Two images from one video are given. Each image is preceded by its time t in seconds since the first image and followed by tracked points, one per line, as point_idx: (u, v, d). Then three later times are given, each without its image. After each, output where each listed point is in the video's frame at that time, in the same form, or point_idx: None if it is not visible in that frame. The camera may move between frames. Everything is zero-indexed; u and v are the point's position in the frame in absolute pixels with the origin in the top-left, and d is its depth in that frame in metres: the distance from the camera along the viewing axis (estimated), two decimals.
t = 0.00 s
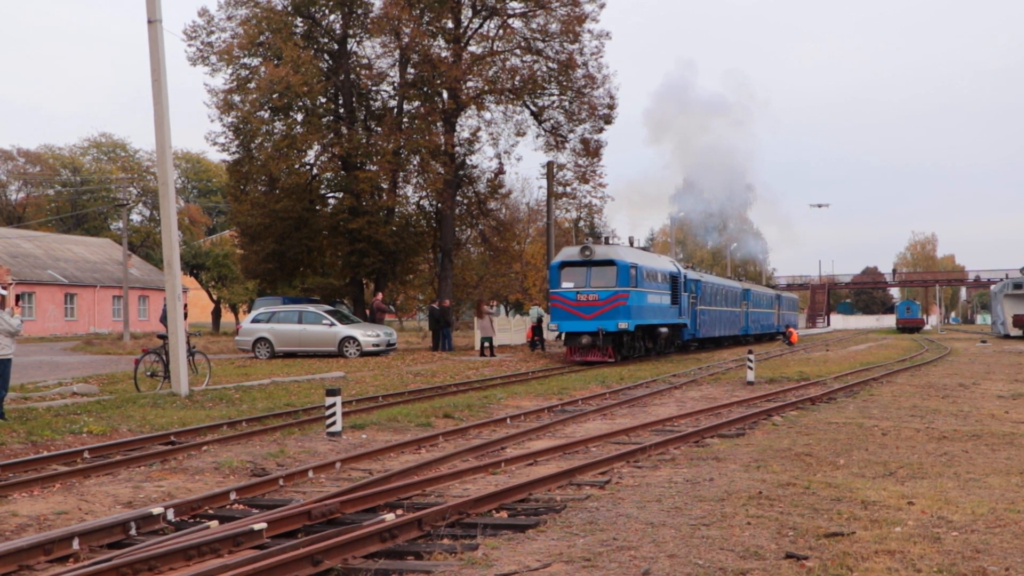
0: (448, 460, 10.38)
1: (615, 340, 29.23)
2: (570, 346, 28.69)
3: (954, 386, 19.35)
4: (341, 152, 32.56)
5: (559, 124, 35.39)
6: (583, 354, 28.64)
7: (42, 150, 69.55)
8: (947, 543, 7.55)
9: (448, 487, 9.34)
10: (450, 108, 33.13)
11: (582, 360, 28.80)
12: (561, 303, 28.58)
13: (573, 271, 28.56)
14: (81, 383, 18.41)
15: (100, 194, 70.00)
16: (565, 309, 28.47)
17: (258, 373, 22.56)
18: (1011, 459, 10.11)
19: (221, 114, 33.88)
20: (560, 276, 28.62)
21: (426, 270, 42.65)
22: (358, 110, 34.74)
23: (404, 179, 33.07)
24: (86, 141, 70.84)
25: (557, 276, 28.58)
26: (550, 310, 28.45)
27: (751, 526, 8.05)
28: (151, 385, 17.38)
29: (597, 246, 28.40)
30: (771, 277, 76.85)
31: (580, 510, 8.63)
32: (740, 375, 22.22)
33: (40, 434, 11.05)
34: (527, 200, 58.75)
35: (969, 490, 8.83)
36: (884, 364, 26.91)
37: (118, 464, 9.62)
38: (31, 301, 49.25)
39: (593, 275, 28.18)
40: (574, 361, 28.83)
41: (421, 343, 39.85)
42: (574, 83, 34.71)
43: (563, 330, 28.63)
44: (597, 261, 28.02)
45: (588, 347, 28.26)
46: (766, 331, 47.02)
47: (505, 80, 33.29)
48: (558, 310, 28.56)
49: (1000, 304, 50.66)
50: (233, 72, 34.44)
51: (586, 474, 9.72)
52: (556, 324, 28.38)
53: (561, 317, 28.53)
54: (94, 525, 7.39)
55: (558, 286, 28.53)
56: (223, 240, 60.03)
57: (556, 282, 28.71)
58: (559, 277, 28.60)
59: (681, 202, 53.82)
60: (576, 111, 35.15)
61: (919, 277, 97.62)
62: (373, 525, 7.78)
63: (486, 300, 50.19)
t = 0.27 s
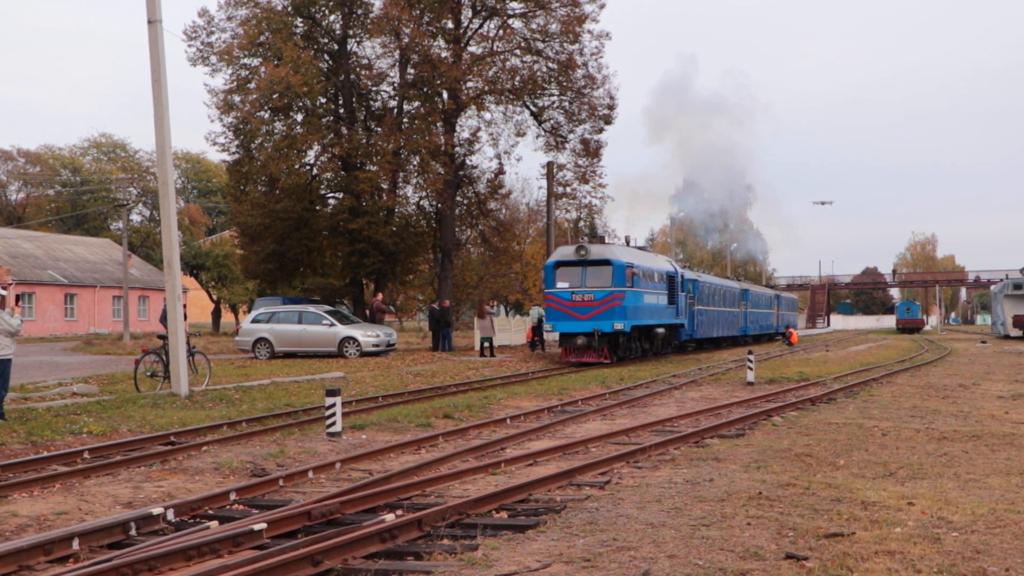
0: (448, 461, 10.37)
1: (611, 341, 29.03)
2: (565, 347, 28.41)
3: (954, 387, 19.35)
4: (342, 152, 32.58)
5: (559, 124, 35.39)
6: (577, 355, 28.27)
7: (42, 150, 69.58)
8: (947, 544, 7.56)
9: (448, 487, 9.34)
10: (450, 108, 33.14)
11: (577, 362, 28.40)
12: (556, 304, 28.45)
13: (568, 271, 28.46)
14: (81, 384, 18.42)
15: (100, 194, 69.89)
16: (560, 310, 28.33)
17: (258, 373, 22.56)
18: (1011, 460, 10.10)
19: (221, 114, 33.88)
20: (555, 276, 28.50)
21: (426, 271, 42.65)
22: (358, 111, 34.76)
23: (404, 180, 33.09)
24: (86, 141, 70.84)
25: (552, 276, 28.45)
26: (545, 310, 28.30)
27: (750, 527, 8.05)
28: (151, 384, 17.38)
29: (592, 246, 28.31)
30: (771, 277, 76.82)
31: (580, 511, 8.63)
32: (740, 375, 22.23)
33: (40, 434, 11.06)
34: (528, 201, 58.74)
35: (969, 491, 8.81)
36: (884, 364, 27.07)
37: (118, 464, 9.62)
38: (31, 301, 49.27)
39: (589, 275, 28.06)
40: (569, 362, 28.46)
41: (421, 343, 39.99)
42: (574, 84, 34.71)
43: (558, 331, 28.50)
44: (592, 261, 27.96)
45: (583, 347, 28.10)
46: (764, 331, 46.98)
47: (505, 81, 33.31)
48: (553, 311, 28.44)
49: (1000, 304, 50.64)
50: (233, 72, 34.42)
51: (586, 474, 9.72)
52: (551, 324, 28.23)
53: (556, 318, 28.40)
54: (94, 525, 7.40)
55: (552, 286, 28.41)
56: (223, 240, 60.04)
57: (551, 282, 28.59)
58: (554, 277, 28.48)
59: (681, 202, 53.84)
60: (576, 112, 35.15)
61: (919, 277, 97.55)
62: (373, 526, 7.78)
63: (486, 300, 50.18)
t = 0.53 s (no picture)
0: (448, 461, 10.36)
1: (608, 342, 28.83)
2: (562, 347, 28.28)
3: (955, 387, 19.35)
4: (342, 152, 32.61)
5: (559, 125, 35.41)
6: (573, 357, 28.14)
7: (42, 150, 69.58)
8: (948, 544, 7.59)
9: (449, 487, 9.34)
10: (451, 109, 33.15)
11: (574, 363, 28.26)
12: (552, 304, 28.12)
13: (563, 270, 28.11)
14: (82, 384, 18.42)
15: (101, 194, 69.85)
16: (555, 310, 28.02)
17: (258, 373, 22.57)
18: (1011, 460, 10.09)
19: (221, 115, 33.88)
20: (550, 276, 28.16)
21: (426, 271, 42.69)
22: (358, 111, 34.77)
23: (404, 180, 33.07)
24: (86, 141, 70.82)
25: (547, 276, 28.08)
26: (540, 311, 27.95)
27: (751, 527, 8.06)
28: (151, 385, 17.38)
29: (587, 245, 27.96)
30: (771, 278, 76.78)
31: (580, 511, 8.62)
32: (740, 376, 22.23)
33: (40, 434, 11.06)
34: (529, 201, 58.71)
35: (970, 491, 8.80)
36: (885, 364, 27.18)
37: (118, 464, 9.60)
38: (32, 302, 49.30)
39: (584, 274, 27.72)
40: (564, 364, 28.37)
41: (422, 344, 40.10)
42: (575, 84, 34.71)
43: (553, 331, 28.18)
44: (588, 260, 27.61)
45: (579, 349, 27.89)
46: (763, 332, 46.93)
47: (505, 81, 33.32)
48: (549, 311, 28.11)
49: (1000, 305, 50.61)
50: (234, 73, 34.40)
51: (586, 475, 9.71)
52: (546, 325, 27.89)
53: (551, 318, 28.08)
54: (94, 526, 7.42)
55: (548, 286, 28.07)
56: (224, 239, 60.06)
57: (546, 282, 28.27)
58: (549, 277, 28.13)
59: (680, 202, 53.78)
60: (577, 112, 35.16)
61: (919, 278, 97.53)
62: (373, 526, 7.78)
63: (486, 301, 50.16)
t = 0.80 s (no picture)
0: (449, 461, 10.35)
1: (604, 343, 28.48)
2: (557, 348, 27.89)
3: (955, 387, 19.34)
4: (342, 152, 32.64)
5: (560, 125, 35.42)
6: (568, 358, 27.73)
7: (42, 150, 69.63)
8: (949, 545, 7.61)
9: (449, 487, 9.33)
10: (451, 109, 33.14)
11: (569, 364, 27.92)
12: (547, 304, 27.63)
13: (559, 270, 27.61)
14: (82, 384, 18.40)
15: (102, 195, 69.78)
16: (551, 311, 27.51)
17: (258, 373, 22.59)
18: (1012, 460, 10.08)
19: (222, 115, 33.88)
20: (546, 276, 27.63)
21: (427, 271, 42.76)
22: (358, 111, 34.81)
23: (405, 181, 33.02)
24: (86, 141, 70.81)
25: (542, 275, 27.59)
26: (536, 311, 27.45)
27: (751, 528, 8.07)
28: (151, 385, 17.37)
29: (584, 245, 27.49)
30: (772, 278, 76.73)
31: (581, 511, 8.62)
32: (740, 376, 22.19)
33: (41, 434, 11.06)
34: (529, 202, 58.69)
35: (970, 491, 8.79)
36: (886, 364, 27.11)
37: (119, 464, 9.59)
38: (33, 302, 49.32)
39: (581, 274, 27.25)
40: (560, 364, 27.97)
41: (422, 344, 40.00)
42: (575, 84, 34.72)
43: (549, 332, 27.69)
44: (585, 260, 27.11)
45: (575, 350, 27.47)
46: (762, 332, 46.87)
47: (506, 81, 33.29)
48: (544, 312, 27.60)
49: (1000, 305, 50.52)
50: (235, 73, 34.40)
51: (587, 475, 9.70)
52: (542, 325, 27.39)
53: (547, 319, 27.59)
54: (95, 526, 7.43)
55: (543, 286, 27.58)
56: (224, 239, 60.10)
57: (542, 281, 27.79)
58: (544, 277, 27.60)
59: (680, 202, 53.56)
60: (577, 112, 35.17)
61: (920, 278, 97.49)
62: (374, 527, 7.80)
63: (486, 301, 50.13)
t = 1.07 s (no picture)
0: (449, 462, 10.35)
1: (600, 344, 28.01)
2: (552, 349, 27.49)
3: (955, 388, 19.30)
4: (343, 153, 32.69)
5: (560, 125, 35.42)
6: (564, 359, 27.35)
7: (43, 151, 69.80)
8: (949, 545, 7.62)
9: (449, 488, 9.33)
10: (451, 110, 33.14)
11: (564, 365, 27.49)
12: (542, 305, 27.32)
13: (554, 269, 27.33)
14: (83, 385, 18.37)
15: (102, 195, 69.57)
16: (545, 311, 27.21)
17: (260, 373, 22.62)
18: (1012, 461, 10.07)
19: (223, 116, 33.90)
20: (540, 276, 27.38)
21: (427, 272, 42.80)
22: (359, 112, 34.84)
23: (405, 181, 32.97)
24: (87, 142, 70.89)
25: (537, 275, 27.32)
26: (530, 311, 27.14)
27: (751, 528, 8.08)
28: (152, 385, 17.38)
29: (579, 244, 27.19)
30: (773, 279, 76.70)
31: (581, 511, 8.63)
32: (739, 376, 22.19)
33: (41, 434, 11.07)
34: (530, 202, 58.71)
35: (970, 492, 8.78)
36: (884, 365, 27.04)
37: (119, 465, 9.58)
38: (34, 303, 49.37)
39: (576, 274, 26.94)
40: (555, 365, 27.56)
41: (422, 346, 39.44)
42: (575, 85, 34.72)
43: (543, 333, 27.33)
44: (579, 260, 26.85)
45: (570, 350, 27.06)
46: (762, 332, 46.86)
47: (506, 81, 33.28)
48: (539, 312, 27.30)
49: (1000, 305, 50.39)
50: (235, 74, 34.47)
51: (587, 476, 9.70)
52: (536, 326, 27.07)
53: (541, 319, 27.26)
54: (95, 527, 7.45)
55: (538, 286, 27.29)
56: (224, 239, 60.19)
57: (537, 281, 27.48)
58: (539, 276, 27.35)
59: (679, 202, 53.04)
60: (578, 113, 35.18)
61: (920, 279, 97.41)
62: (374, 527, 7.81)
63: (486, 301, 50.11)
